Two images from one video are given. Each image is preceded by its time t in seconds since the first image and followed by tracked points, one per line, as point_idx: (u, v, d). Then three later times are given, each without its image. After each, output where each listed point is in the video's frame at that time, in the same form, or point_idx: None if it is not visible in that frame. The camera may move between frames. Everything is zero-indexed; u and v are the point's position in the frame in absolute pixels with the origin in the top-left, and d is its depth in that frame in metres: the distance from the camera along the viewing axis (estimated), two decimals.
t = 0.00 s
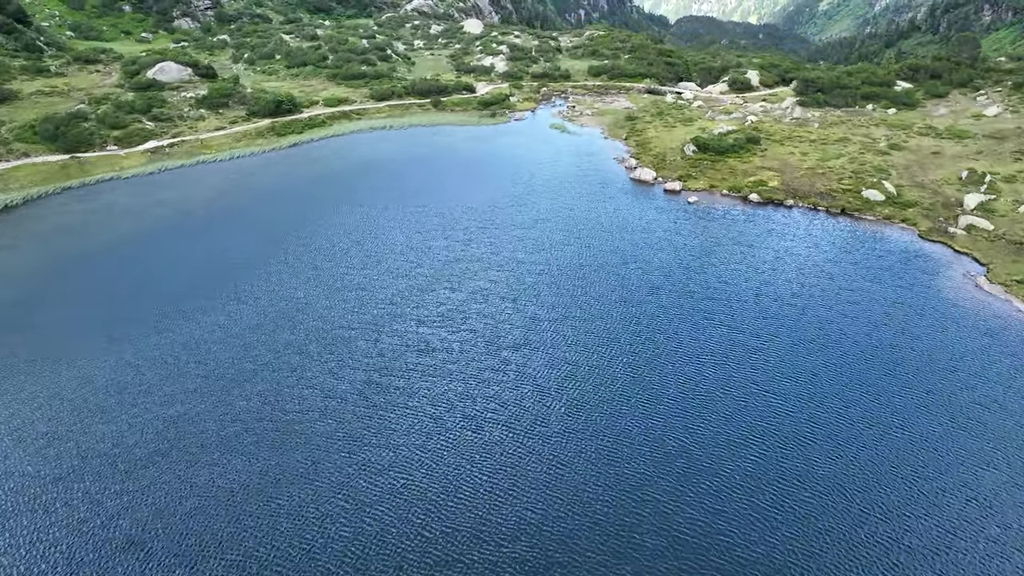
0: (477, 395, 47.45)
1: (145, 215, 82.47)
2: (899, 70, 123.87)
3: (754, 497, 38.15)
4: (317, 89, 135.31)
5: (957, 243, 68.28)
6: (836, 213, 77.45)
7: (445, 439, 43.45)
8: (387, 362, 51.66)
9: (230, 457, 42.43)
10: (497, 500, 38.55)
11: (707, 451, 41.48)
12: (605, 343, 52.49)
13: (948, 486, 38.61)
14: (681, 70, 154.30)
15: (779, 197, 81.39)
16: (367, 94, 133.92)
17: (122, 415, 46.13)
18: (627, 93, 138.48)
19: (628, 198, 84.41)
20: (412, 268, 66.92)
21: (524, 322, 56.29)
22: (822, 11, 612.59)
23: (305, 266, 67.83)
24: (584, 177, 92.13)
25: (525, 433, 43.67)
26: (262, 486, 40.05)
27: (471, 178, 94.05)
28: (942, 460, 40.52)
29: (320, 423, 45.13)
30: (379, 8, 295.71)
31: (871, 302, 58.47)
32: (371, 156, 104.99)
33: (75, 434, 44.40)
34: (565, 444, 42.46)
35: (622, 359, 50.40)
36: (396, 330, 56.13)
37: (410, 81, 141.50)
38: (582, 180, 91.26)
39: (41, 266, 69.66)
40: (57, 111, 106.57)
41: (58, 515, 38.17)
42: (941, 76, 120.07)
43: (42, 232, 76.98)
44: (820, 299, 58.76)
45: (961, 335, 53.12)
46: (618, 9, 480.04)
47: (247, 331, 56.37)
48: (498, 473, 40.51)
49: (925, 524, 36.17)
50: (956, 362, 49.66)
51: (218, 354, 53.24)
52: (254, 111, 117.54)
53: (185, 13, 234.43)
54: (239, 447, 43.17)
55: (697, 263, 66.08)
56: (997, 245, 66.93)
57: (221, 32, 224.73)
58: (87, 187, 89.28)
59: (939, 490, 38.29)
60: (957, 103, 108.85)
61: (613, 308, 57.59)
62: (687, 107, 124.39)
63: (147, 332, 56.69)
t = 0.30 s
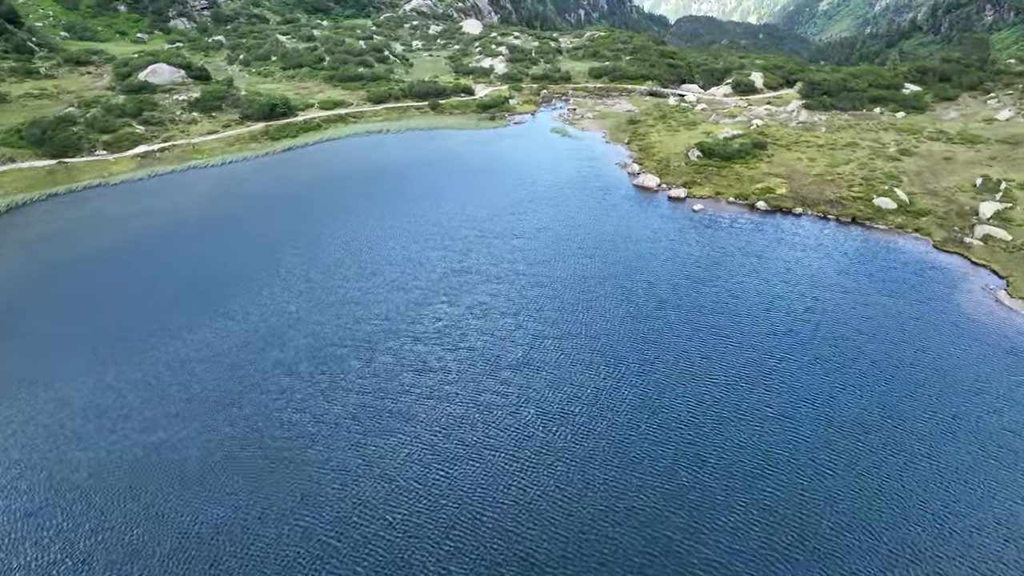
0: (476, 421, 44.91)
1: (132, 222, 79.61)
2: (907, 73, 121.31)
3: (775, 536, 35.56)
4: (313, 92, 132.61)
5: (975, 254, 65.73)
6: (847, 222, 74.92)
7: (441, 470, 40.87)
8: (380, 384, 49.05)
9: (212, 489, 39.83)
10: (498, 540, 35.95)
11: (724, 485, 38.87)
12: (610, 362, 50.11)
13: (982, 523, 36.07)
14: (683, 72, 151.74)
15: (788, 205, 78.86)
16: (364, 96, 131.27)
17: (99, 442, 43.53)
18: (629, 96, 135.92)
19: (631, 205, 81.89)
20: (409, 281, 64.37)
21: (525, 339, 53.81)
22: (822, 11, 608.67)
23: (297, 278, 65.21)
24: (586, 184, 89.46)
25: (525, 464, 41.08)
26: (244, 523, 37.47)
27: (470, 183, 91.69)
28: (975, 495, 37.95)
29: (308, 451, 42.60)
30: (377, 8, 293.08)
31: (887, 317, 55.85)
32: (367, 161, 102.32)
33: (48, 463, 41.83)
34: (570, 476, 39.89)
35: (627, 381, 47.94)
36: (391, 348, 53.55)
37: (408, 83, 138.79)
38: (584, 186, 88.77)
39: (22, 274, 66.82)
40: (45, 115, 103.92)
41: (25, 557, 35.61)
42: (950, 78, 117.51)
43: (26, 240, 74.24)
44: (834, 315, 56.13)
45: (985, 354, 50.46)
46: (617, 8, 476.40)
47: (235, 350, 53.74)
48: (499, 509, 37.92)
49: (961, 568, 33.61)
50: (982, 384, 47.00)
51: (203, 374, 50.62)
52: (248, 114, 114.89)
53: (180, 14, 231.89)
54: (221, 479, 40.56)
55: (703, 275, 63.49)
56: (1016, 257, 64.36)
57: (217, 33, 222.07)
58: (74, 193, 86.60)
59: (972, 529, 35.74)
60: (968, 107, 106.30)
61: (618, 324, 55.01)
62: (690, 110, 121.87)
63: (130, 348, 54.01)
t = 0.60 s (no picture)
0: (475, 449, 42.40)
1: (118, 231, 76.99)
2: (916, 76, 118.79)
3: None
4: (308, 95, 130.02)
5: (993, 266, 63.19)
6: (859, 231, 72.43)
7: (436, 504, 38.37)
8: (373, 408, 46.47)
9: (191, 526, 37.25)
10: None
11: (739, 520, 36.43)
12: (615, 384, 47.61)
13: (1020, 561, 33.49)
14: (686, 74, 149.18)
15: (797, 213, 76.34)
16: (360, 99, 128.65)
17: (74, 473, 41.05)
18: (630, 99, 133.43)
19: (634, 213, 79.49)
20: (405, 295, 61.81)
21: (525, 358, 51.34)
22: (822, 11, 605.38)
23: (288, 291, 62.64)
24: (587, 191, 86.84)
25: (526, 497, 38.54)
26: (224, 564, 34.95)
27: (468, 190, 89.08)
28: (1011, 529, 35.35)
29: (295, 483, 40.05)
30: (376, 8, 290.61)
31: (906, 334, 53.22)
32: (362, 165, 99.77)
33: (18, 497, 39.34)
34: (575, 512, 37.41)
35: (632, 406, 45.44)
36: (385, 368, 51.01)
37: (406, 86, 136.15)
38: (586, 192, 86.33)
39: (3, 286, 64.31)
40: (32, 119, 101.29)
41: None
42: (960, 82, 114.92)
43: (10, 250, 71.80)
44: (848, 331, 53.69)
45: (1011, 374, 47.80)
46: (617, 8, 473.10)
47: (220, 370, 51.17)
48: (499, 548, 35.39)
49: None
50: (1010, 407, 44.40)
51: (186, 398, 48.04)
52: (241, 118, 112.33)
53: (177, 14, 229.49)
54: (201, 515, 37.95)
55: (711, 288, 60.94)
56: None
57: (213, 34, 219.46)
58: (62, 201, 84.14)
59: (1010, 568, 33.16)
60: (979, 111, 103.72)
61: (622, 342, 52.52)
62: (694, 114, 119.42)
63: (112, 367, 51.51)
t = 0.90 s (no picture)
0: (473, 482, 39.97)
1: (106, 241, 74.63)
2: (925, 79, 116.35)
3: None
4: (304, 98, 127.43)
5: (1012, 280, 60.63)
6: (871, 242, 69.92)
7: (431, 545, 35.81)
8: (365, 437, 43.97)
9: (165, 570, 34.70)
10: None
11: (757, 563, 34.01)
12: (621, 411, 45.13)
13: None
14: (689, 76, 146.66)
15: (806, 223, 73.81)
16: (357, 103, 126.04)
17: (43, 510, 38.52)
18: (632, 102, 130.91)
19: (638, 222, 77.01)
20: (400, 311, 59.22)
21: (527, 380, 48.83)
22: (822, 11, 602.68)
23: (278, 307, 60.05)
24: (589, 198, 84.25)
25: (528, 537, 36.00)
26: None
27: (466, 197, 86.49)
28: None
29: (281, 522, 37.48)
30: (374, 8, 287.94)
31: (926, 353, 50.74)
32: (358, 171, 97.30)
33: None
34: (580, 553, 34.97)
35: (640, 435, 42.98)
36: (378, 391, 48.47)
37: (403, 89, 133.62)
38: (588, 200, 83.87)
39: None
40: (19, 123, 98.65)
41: None
42: (970, 85, 112.49)
43: None
44: (865, 351, 51.23)
45: None
46: (617, 8, 470.08)
47: (204, 394, 48.68)
48: None
49: None
50: None
51: (167, 425, 45.58)
52: (234, 123, 109.75)
53: (173, 15, 226.95)
54: (176, 557, 35.41)
55: (720, 304, 58.42)
56: None
57: (209, 36, 216.90)
58: (48, 209, 81.65)
59: None
60: (991, 115, 101.23)
61: (628, 364, 50.01)
62: (697, 118, 116.97)
63: (90, 391, 49.00)
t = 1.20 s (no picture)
0: (473, 521, 37.36)
1: (93, 252, 72.08)
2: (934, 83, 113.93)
3: None
4: (299, 103, 124.83)
5: None
6: (884, 254, 67.39)
7: None
8: (356, 469, 41.40)
9: None
10: None
11: None
12: (628, 440, 42.68)
13: None
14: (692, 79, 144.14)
15: (817, 234, 71.27)
16: (353, 107, 123.40)
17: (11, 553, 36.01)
18: (634, 106, 128.36)
19: (643, 232, 74.46)
20: (396, 329, 56.74)
21: (526, 404, 46.47)
22: (822, 11, 600.43)
23: (268, 325, 57.47)
24: (591, 207, 81.69)
25: None
26: None
27: (465, 205, 83.97)
28: None
29: (267, 567, 34.94)
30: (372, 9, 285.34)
31: (949, 376, 48.21)
32: (355, 178, 94.72)
33: None
34: None
35: (650, 467, 40.43)
36: (372, 418, 45.90)
37: (401, 92, 131.06)
38: (591, 208, 81.36)
39: None
40: (4, 129, 95.96)
41: None
42: (981, 89, 110.01)
43: None
44: (885, 373, 48.67)
45: None
46: (616, 8, 467.56)
47: (187, 420, 46.11)
48: None
49: None
50: None
51: (147, 455, 43.02)
52: (227, 128, 107.08)
53: (169, 16, 224.40)
54: None
55: (730, 322, 55.81)
56: None
57: (205, 37, 214.45)
58: (33, 219, 79.03)
59: None
60: (1003, 120, 98.78)
61: (637, 387, 47.45)
62: (701, 122, 114.49)
63: (67, 418, 46.41)
